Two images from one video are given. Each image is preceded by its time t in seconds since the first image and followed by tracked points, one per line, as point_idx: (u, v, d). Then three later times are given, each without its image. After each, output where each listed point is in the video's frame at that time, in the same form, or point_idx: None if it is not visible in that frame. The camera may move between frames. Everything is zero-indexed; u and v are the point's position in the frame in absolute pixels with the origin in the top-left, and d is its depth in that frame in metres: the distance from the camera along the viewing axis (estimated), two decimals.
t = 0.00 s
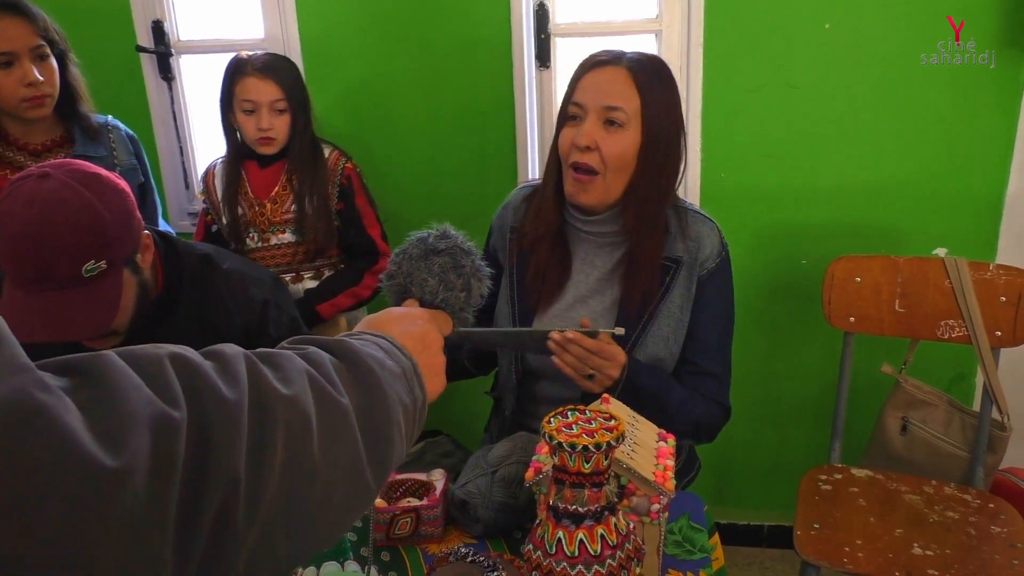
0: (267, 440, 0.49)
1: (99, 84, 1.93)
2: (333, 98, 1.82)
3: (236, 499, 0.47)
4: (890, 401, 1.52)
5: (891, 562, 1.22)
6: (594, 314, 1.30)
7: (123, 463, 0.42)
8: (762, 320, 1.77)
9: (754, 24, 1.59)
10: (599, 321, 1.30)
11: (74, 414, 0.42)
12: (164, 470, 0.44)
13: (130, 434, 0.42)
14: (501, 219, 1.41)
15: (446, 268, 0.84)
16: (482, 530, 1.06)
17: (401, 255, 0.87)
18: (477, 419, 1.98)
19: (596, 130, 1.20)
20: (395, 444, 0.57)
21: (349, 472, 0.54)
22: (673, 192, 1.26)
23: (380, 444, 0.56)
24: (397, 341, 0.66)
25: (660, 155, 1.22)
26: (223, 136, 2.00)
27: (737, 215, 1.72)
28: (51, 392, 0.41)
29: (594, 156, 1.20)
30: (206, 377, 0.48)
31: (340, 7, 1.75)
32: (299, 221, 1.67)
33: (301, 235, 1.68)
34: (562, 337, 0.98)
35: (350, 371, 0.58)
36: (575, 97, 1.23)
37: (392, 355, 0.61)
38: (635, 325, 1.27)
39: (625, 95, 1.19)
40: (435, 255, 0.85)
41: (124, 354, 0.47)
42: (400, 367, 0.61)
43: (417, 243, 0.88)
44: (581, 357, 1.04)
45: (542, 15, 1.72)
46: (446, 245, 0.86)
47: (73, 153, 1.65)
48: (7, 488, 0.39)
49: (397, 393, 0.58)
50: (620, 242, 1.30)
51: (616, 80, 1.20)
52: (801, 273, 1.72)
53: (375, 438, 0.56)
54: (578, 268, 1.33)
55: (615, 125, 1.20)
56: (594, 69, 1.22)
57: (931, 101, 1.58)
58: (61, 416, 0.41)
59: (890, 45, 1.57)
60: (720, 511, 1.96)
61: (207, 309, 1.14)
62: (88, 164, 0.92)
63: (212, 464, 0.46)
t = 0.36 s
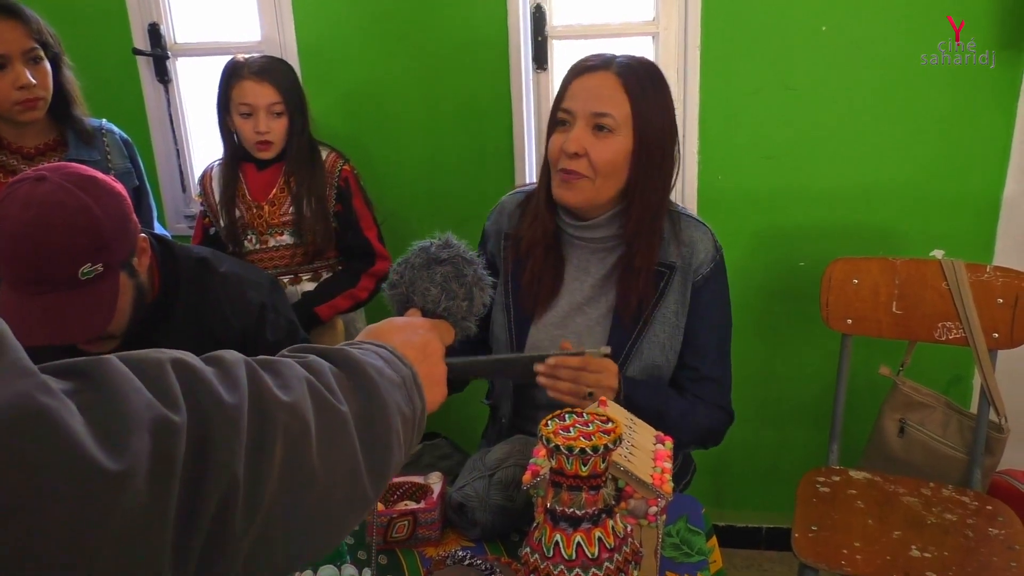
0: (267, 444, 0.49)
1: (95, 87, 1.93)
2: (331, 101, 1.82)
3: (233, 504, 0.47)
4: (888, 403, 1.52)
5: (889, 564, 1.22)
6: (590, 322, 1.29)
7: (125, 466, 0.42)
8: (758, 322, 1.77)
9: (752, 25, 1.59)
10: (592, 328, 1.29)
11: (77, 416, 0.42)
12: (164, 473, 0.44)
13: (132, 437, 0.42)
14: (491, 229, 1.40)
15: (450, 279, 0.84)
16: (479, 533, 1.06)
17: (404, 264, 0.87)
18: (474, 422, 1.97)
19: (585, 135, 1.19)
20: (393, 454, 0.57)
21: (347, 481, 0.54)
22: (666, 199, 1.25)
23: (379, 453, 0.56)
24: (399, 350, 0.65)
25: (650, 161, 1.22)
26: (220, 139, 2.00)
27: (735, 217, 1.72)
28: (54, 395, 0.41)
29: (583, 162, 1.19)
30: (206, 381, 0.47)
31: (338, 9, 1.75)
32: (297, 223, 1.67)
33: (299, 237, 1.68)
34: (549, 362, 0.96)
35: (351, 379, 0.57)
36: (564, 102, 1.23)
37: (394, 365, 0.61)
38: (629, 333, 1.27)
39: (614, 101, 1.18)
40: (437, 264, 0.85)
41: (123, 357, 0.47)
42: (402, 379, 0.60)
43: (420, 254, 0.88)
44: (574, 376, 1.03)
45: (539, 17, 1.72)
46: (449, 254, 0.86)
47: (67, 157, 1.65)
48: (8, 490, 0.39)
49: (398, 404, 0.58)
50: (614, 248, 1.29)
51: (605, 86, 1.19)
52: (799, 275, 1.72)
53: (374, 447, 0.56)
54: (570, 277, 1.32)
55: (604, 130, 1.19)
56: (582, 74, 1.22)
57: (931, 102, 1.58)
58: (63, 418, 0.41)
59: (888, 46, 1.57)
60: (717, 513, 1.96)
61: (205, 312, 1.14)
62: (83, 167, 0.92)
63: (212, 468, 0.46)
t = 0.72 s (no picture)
0: (264, 455, 0.49)
1: (92, 90, 1.93)
2: (329, 103, 1.82)
3: (230, 511, 0.47)
4: (886, 405, 1.52)
5: (887, 567, 1.22)
6: (575, 335, 1.29)
7: (119, 480, 0.42)
8: (756, 324, 1.77)
9: (750, 28, 1.60)
10: (578, 340, 1.29)
11: (72, 429, 0.42)
12: (158, 485, 0.44)
13: (126, 450, 0.42)
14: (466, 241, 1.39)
15: (448, 292, 0.84)
16: (477, 535, 1.06)
17: (403, 276, 0.87)
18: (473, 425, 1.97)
19: (560, 136, 1.19)
20: (389, 466, 0.57)
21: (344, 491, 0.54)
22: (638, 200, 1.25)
23: (375, 466, 0.56)
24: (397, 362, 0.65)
25: (623, 161, 1.22)
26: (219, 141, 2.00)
27: (733, 220, 1.72)
28: (50, 408, 0.41)
29: (558, 163, 1.19)
30: (203, 394, 0.48)
31: (337, 10, 1.75)
32: (297, 224, 1.67)
33: (299, 239, 1.68)
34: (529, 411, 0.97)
35: (349, 391, 0.57)
36: (536, 106, 1.23)
37: (392, 377, 0.61)
38: (614, 341, 1.27)
39: (587, 102, 1.19)
40: (437, 276, 0.85)
41: (121, 369, 0.47)
42: (400, 392, 0.60)
43: (419, 266, 0.88)
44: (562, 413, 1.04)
45: (538, 19, 1.72)
46: (446, 266, 0.86)
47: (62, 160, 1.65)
48: (3, 501, 0.39)
49: (395, 416, 0.58)
50: (591, 255, 1.29)
51: (576, 88, 1.20)
52: (797, 278, 1.72)
53: (372, 458, 0.56)
54: (549, 287, 1.30)
55: (578, 130, 1.19)
56: (551, 78, 1.23)
57: (930, 103, 1.59)
58: (59, 431, 0.41)
59: (888, 47, 1.57)
60: (716, 516, 1.96)
61: (203, 315, 1.14)
62: (79, 169, 0.92)
63: (209, 476, 0.46)
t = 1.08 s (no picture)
0: (259, 460, 0.49)
1: (91, 93, 1.93)
2: (327, 107, 1.82)
3: (225, 513, 0.47)
4: (884, 407, 1.52)
5: (886, 569, 1.22)
6: (563, 347, 1.29)
7: (112, 486, 0.42)
8: (753, 327, 1.78)
9: (749, 30, 1.60)
10: (566, 352, 1.29)
11: (66, 435, 0.42)
12: (152, 490, 0.44)
13: (120, 457, 0.42)
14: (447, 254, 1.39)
15: (442, 296, 0.84)
16: (475, 538, 1.06)
17: (398, 281, 0.88)
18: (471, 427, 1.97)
19: (541, 147, 1.19)
20: (385, 471, 0.57)
21: (339, 496, 0.54)
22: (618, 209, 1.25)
23: (371, 472, 0.56)
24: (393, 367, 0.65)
25: (603, 171, 1.22)
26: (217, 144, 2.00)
27: (731, 222, 1.72)
28: (43, 415, 0.41)
29: (541, 176, 1.18)
30: (198, 399, 0.48)
31: (336, 13, 1.75)
32: (296, 227, 1.67)
33: (298, 241, 1.68)
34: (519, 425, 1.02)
35: (346, 397, 0.57)
36: (515, 117, 1.23)
37: (388, 382, 0.61)
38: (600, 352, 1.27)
39: (568, 112, 1.19)
40: (431, 281, 0.85)
41: (114, 374, 0.47)
42: (396, 397, 0.60)
43: (414, 270, 0.88)
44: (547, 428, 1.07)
45: (537, 22, 1.72)
46: (442, 270, 0.87)
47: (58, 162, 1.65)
48: None
49: (391, 422, 0.58)
50: (570, 266, 1.28)
51: (556, 98, 1.19)
52: (795, 281, 1.73)
53: (367, 464, 0.56)
54: (533, 301, 1.31)
55: (560, 141, 1.19)
56: (530, 89, 1.22)
57: (930, 104, 1.59)
58: (52, 437, 0.40)
59: (887, 49, 1.57)
60: (713, 518, 1.96)
61: (201, 318, 1.13)
62: (77, 171, 0.92)
63: (204, 479, 0.46)
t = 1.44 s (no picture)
0: (254, 466, 0.49)
1: (90, 96, 1.93)
2: (325, 109, 1.82)
3: (221, 519, 0.47)
4: (882, 410, 1.52)
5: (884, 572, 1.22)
6: (558, 352, 1.30)
7: (105, 495, 0.41)
8: (751, 331, 1.78)
9: (747, 33, 1.60)
10: (561, 357, 1.30)
11: (59, 443, 0.42)
12: (146, 498, 0.43)
13: (113, 465, 0.42)
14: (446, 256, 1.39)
15: (440, 300, 0.84)
16: (474, 541, 1.05)
17: (396, 286, 0.88)
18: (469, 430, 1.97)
19: (521, 155, 1.19)
20: (383, 476, 0.57)
21: (336, 501, 0.54)
22: (607, 213, 1.24)
23: (368, 477, 0.56)
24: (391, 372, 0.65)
25: (588, 175, 1.21)
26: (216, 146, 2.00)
27: (730, 225, 1.72)
28: (36, 423, 0.41)
29: (522, 184, 1.18)
30: (194, 406, 0.48)
31: (335, 16, 1.75)
32: (293, 231, 1.67)
33: (295, 245, 1.68)
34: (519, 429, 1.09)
35: (343, 402, 0.57)
36: (498, 123, 1.23)
37: (386, 387, 0.61)
38: (594, 358, 1.28)
39: (547, 116, 1.18)
40: (430, 285, 0.86)
41: (110, 381, 0.47)
42: (394, 402, 0.60)
43: (412, 275, 0.89)
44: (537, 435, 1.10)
45: (535, 25, 1.73)
46: (440, 275, 0.87)
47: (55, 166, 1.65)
48: None
49: (389, 427, 0.58)
50: (565, 271, 1.28)
51: (533, 104, 1.19)
52: (793, 284, 1.73)
53: (364, 469, 0.56)
54: (529, 305, 1.31)
55: (539, 147, 1.19)
56: (514, 96, 1.22)
57: (929, 106, 1.59)
58: (44, 446, 0.41)
59: (885, 51, 1.57)
60: (712, 521, 1.96)
61: (199, 322, 1.13)
62: (75, 173, 0.92)
63: (198, 486, 0.46)
